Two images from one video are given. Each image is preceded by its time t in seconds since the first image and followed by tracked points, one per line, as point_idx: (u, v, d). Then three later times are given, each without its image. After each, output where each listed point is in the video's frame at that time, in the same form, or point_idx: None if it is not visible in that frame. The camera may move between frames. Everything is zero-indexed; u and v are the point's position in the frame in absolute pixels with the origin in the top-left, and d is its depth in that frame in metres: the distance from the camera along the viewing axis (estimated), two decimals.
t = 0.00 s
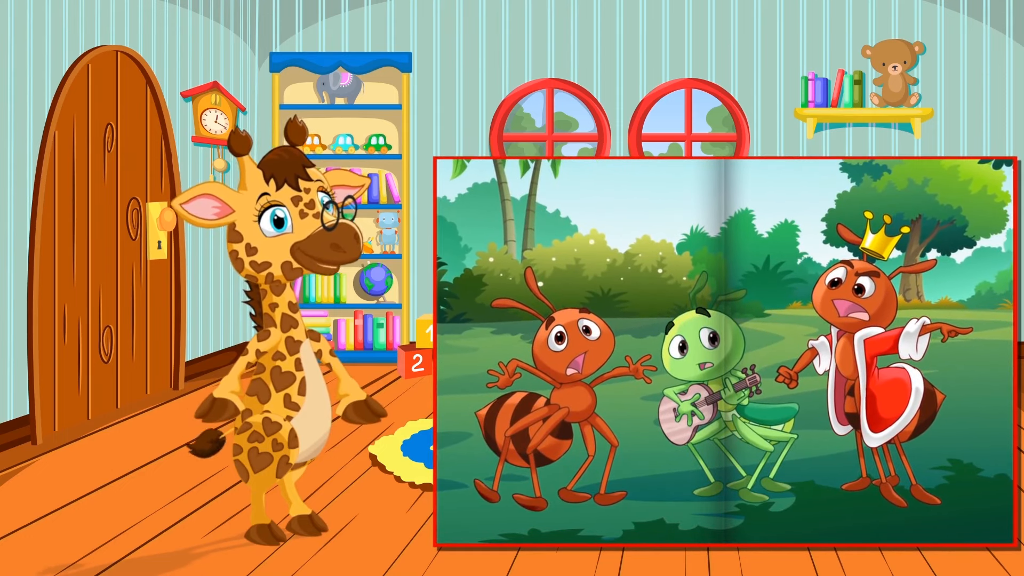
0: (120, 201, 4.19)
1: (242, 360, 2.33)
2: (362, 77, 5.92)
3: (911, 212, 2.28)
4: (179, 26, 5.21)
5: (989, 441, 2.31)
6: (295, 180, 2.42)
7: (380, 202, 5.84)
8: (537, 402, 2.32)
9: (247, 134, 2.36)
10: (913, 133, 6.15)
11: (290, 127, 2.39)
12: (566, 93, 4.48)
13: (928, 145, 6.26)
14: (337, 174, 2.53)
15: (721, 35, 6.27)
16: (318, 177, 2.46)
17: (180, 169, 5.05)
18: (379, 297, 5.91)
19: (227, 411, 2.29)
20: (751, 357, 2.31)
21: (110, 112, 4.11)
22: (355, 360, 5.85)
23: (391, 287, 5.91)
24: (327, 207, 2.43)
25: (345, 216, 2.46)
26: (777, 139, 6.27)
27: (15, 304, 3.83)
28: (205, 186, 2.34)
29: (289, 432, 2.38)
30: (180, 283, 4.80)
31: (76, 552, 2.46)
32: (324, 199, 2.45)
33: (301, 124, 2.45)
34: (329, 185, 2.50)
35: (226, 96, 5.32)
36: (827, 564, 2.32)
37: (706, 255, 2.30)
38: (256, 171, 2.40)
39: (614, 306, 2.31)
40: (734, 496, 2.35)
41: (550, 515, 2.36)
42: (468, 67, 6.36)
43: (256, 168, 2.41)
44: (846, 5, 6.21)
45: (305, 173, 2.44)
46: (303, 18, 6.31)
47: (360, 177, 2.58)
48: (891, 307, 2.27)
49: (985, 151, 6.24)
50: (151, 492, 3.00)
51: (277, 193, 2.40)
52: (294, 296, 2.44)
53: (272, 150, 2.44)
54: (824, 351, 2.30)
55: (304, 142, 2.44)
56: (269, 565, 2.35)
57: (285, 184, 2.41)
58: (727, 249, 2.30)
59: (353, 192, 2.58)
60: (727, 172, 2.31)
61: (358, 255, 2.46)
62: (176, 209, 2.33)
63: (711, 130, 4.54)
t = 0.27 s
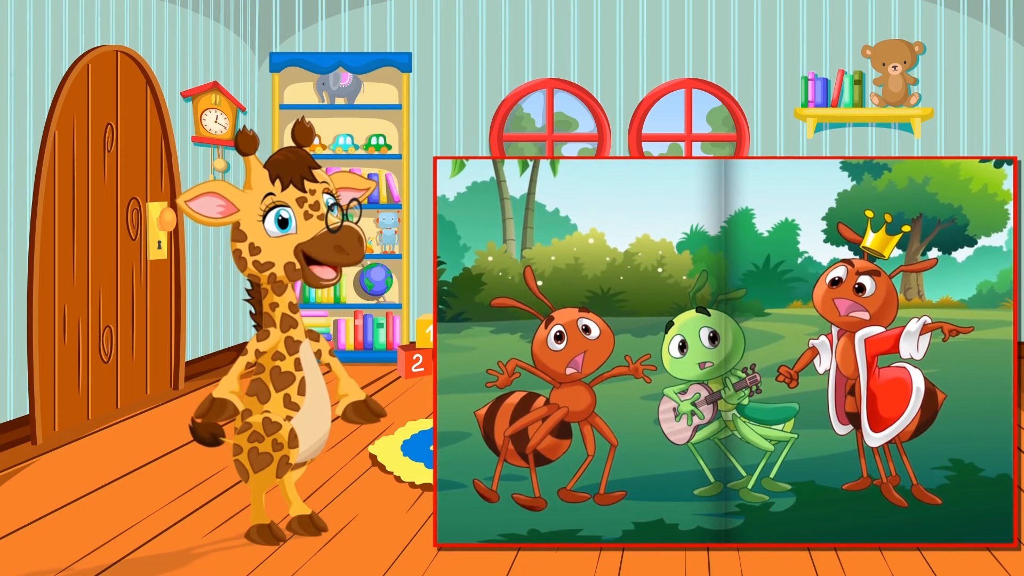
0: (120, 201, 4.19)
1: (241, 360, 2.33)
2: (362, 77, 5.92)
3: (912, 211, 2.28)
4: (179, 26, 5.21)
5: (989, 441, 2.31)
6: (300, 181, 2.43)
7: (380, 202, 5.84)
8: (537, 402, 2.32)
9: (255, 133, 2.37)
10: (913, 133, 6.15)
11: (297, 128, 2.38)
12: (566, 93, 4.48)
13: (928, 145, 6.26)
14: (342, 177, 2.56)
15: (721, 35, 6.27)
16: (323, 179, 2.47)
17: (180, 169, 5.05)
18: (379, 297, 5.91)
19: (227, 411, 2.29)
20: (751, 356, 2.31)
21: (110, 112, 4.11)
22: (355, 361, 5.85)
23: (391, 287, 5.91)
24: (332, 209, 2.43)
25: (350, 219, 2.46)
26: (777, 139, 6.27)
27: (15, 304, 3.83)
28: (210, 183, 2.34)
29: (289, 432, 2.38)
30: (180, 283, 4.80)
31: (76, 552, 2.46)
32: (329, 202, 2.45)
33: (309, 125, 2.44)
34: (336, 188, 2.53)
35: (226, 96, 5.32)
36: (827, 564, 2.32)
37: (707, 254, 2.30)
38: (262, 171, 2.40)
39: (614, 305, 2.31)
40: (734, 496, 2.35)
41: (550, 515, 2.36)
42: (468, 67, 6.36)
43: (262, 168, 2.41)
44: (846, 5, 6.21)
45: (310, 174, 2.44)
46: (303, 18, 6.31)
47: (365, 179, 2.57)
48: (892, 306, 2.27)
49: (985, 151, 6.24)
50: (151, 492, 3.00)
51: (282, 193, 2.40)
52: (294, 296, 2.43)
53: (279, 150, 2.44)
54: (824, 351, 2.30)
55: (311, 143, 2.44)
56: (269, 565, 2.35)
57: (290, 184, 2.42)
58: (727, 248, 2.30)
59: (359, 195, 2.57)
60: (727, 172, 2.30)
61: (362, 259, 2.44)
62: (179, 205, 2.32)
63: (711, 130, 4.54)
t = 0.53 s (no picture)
0: (120, 201, 4.19)
1: (242, 360, 2.34)
2: (362, 77, 5.92)
3: (912, 211, 2.28)
4: (179, 26, 5.21)
5: (989, 440, 2.31)
6: (301, 181, 2.43)
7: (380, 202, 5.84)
8: (536, 401, 2.32)
9: (256, 134, 2.36)
10: (913, 133, 6.15)
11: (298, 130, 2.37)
12: (566, 93, 4.48)
13: (928, 145, 6.26)
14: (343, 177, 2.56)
15: (721, 35, 6.27)
16: (324, 180, 2.47)
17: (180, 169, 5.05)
18: (379, 297, 5.91)
19: (227, 411, 2.29)
20: (751, 355, 2.31)
21: (110, 112, 4.11)
22: (355, 361, 5.85)
23: (391, 287, 5.91)
24: (333, 209, 2.44)
25: (351, 220, 2.47)
26: (777, 139, 6.27)
27: (15, 304, 3.83)
28: (212, 182, 2.34)
29: (289, 432, 2.38)
30: (180, 283, 4.80)
31: (76, 552, 2.46)
32: (330, 202, 2.46)
33: (310, 125, 2.44)
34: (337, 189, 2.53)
35: (226, 96, 5.33)
36: (827, 564, 2.32)
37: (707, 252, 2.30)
38: (263, 171, 2.40)
39: (614, 305, 2.31)
40: (735, 495, 2.35)
41: (550, 515, 2.36)
42: (468, 67, 6.36)
43: (263, 168, 2.41)
44: (846, 5, 6.21)
45: (311, 175, 2.44)
46: (303, 18, 6.31)
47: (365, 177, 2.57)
48: (893, 305, 2.27)
49: (985, 151, 6.24)
50: (151, 492, 3.00)
51: (284, 194, 2.40)
52: (294, 296, 2.43)
53: (280, 150, 2.44)
54: (824, 350, 2.30)
55: (312, 143, 2.43)
56: (269, 565, 2.35)
57: (291, 185, 2.42)
58: (727, 247, 2.30)
59: (359, 196, 2.56)
60: (727, 172, 2.30)
61: (362, 260, 2.44)
62: (180, 204, 2.32)
63: (711, 130, 4.54)
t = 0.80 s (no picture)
0: (120, 201, 4.19)
1: (242, 360, 2.34)
2: (362, 77, 5.92)
3: (912, 210, 2.28)
4: (179, 26, 5.21)
5: (990, 440, 2.31)
6: (299, 181, 2.42)
7: (380, 202, 5.84)
8: (535, 401, 2.32)
9: (253, 135, 2.37)
10: (913, 133, 6.15)
11: (295, 128, 2.40)
12: (566, 93, 4.48)
13: (928, 145, 6.26)
14: (340, 174, 2.56)
15: (721, 35, 6.27)
16: (321, 179, 2.47)
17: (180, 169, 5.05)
18: (379, 297, 5.91)
19: (229, 413, 2.30)
20: (751, 355, 2.31)
21: (110, 112, 4.11)
22: (355, 361, 5.85)
23: (391, 287, 5.91)
24: (331, 209, 2.43)
25: (349, 219, 2.46)
26: (777, 139, 6.27)
27: (15, 304, 3.83)
28: (209, 182, 2.34)
29: (289, 432, 2.38)
30: (180, 284, 4.80)
31: (76, 552, 2.46)
32: (328, 202, 2.45)
33: (306, 126, 2.45)
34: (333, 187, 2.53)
35: (226, 96, 5.33)
36: (827, 564, 2.32)
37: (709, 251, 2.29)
38: (260, 172, 2.40)
39: (613, 303, 2.31)
40: (735, 495, 2.35)
41: (549, 515, 2.36)
42: (468, 67, 6.36)
43: (260, 169, 2.41)
44: (846, 5, 6.21)
45: (309, 175, 2.44)
46: (303, 18, 6.31)
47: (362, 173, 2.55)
48: (894, 303, 2.27)
49: (985, 151, 6.24)
50: (150, 492, 3.00)
51: (281, 195, 2.40)
52: (294, 296, 2.43)
53: (277, 151, 2.44)
54: (824, 349, 2.30)
55: (309, 143, 2.44)
56: (269, 565, 2.35)
57: (289, 185, 2.42)
58: (727, 245, 2.30)
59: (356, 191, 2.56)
60: (728, 173, 2.30)
61: (361, 258, 2.44)
62: (179, 203, 2.32)
63: (711, 130, 4.54)
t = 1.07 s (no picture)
0: (120, 201, 4.19)
1: (242, 361, 2.34)
2: (362, 77, 5.92)
3: (913, 209, 2.28)
4: (179, 26, 5.21)
5: (991, 440, 2.31)
6: (296, 182, 2.42)
7: (380, 202, 5.84)
8: (534, 401, 2.32)
9: (250, 136, 2.37)
10: (913, 133, 6.15)
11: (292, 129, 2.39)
12: (566, 92, 4.48)
13: (928, 145, 6.26)
14: (337, 171, 2.50)
15: (721, 35, 6.27)
16: (318, 180, 2.46)
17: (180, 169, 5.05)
18: (379, 297, 5.91)
19: (231, 413, 2.30)
20: (751, 354, 2.31)
21: (110, 112, 4.11)
22: (355, 361, 5.85)
23: (391, 287, 5.91)
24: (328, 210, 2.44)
25: (346, 220, 2.47)
26: (777, 139, 6.27)
27: (15, 304, 3.83)
28: (208, 182, 2.34)
29: (289, 432, 2.38)
30: (180, 283, 4.80)
31: (76, 552, 2.46)
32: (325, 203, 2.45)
33: (302, 126, 2.44)
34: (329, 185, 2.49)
35: (226, 96, 5.33)
36: (827, 564, 2.32)
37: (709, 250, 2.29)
38: (257, 173, 2.40)
39: (613, 302, 2.30)
40: (735, 495, 2.35)
41: (548, 515, 2.36)
42: (468, 68, 6.36)
43: (257, 171, 2.41)
44: (846, 5, 6.21)
45: (306, 175, 2.44)
46: (303, 18, 6.31)
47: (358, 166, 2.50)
48: (895, 302, 2.27)
49: (985, 151, 6.24)
50: (150, 492, 3.00)
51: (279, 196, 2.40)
52: (294, 296, 2.43)
53: (273, 152, 2.44)
54: (825, 348, 2.30)
55: (306, 144, 2.44)
56: (269, 565, 2.35)
57: (286, 186, 2.42)
58: (727, 244, 2.30)
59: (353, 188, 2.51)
60: (727, 172, 2.30)
61: (359, 258, 2.45)
62: (178, 203, 2.31)
63: (711, 129, 4.55)
